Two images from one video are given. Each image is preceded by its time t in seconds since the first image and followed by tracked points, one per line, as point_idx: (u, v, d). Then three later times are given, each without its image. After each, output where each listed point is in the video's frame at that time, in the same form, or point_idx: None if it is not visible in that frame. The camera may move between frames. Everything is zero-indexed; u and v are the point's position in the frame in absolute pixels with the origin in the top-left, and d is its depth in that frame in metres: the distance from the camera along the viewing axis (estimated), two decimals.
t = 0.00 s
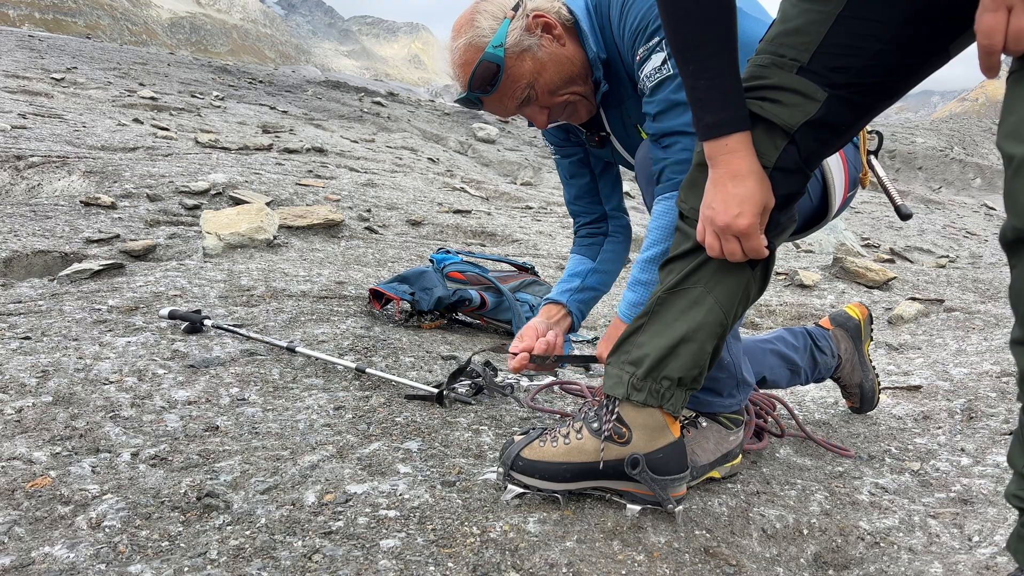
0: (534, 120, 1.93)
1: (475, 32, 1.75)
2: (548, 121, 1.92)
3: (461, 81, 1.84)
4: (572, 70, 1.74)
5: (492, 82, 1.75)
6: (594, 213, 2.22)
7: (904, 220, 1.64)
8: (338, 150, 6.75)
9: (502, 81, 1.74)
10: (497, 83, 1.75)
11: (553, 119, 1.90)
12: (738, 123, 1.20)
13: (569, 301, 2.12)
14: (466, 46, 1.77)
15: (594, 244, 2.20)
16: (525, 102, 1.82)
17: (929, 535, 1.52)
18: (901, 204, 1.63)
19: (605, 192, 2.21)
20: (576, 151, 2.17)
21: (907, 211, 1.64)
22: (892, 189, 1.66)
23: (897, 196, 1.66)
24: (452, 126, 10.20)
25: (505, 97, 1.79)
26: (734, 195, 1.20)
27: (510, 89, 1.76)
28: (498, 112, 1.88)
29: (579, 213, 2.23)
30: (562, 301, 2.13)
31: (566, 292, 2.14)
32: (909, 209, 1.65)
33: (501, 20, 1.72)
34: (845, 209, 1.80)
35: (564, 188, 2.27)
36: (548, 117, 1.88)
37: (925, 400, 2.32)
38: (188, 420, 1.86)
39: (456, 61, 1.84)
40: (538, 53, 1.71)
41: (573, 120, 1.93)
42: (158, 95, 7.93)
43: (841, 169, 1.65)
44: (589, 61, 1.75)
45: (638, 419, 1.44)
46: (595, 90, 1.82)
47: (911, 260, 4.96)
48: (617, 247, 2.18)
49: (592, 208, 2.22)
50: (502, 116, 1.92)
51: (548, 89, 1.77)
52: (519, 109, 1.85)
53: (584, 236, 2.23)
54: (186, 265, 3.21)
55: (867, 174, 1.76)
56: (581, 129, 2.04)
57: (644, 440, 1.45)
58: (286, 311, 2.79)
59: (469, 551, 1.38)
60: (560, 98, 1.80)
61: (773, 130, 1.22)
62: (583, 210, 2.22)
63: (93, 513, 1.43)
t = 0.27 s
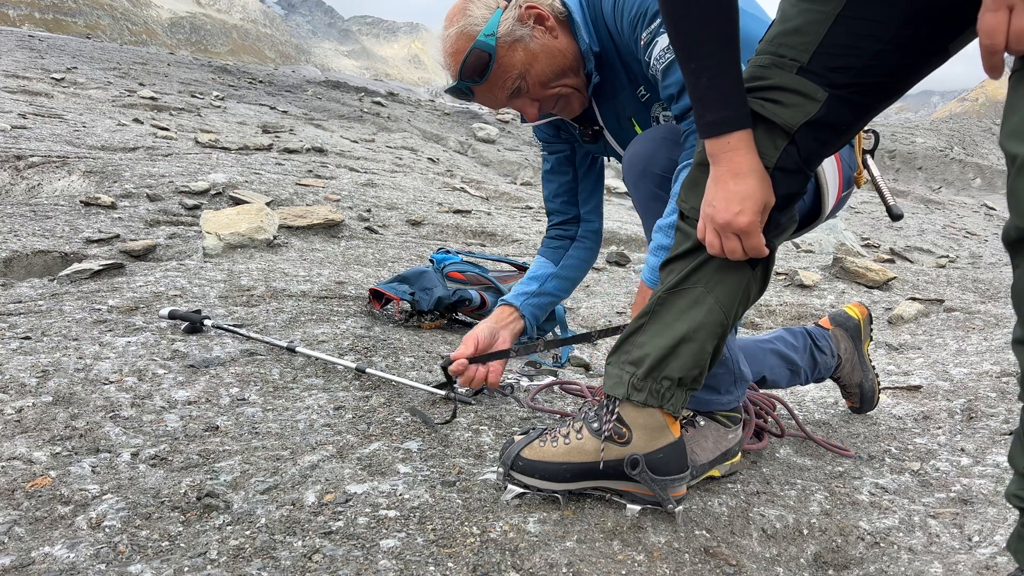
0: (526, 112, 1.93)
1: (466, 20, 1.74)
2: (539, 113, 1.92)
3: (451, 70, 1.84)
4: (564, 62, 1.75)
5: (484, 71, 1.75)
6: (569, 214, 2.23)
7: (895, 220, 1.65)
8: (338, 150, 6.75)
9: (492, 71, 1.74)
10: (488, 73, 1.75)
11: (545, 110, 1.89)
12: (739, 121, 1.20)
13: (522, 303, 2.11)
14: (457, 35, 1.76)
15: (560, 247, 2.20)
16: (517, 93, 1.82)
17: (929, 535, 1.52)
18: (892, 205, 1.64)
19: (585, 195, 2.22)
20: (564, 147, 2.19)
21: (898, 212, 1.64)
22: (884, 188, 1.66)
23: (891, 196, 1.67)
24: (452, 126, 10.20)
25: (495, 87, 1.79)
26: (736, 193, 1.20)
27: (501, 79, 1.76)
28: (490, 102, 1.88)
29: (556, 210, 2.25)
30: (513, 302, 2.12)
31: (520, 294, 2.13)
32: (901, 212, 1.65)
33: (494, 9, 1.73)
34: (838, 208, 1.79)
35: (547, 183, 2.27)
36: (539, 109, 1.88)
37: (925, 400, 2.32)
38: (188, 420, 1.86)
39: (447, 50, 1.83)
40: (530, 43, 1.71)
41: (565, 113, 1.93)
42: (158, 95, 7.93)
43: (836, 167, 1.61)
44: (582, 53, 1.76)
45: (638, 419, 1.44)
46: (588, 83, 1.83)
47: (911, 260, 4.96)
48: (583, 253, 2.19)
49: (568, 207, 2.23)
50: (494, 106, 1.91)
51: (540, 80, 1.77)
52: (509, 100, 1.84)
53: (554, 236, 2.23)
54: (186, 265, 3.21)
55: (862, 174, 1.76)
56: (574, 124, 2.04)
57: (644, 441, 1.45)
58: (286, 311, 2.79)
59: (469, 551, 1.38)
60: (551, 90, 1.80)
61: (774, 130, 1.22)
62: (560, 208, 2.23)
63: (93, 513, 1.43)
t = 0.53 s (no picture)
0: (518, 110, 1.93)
1: (459, 15, 1.72)
2: (531, 110, 1.92)
3: (444, 65, 1.82)
4: (558, 59, 1.76)
5: (477, 66, 1.73)
6: (537, 208, 2.23)
7: (894, 222, 1.66)
8: (338, 150, 6.75)
9: (486, 66, 1.73)
10: (480, 68, 1.73)
11: (537, 108, 1.90)
12: (735, 120, 1.20)
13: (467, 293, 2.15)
14: (450, 29, 1.74)
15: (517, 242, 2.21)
16: (510, 90, 1.81)
17: (929, 535, 1.52)
18: (891, 208, 1.64)
19: (557, 191, 2.22)
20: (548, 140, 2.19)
21: (897, 215, 1.65)
22: (882, 190, 1.67)
23: (888, 198, 1.67)
24: (452, 126, 10.21)
25: (488, 84, 1.78)
26: (730, 192, 1.21)
27: (494, 75, 1.75)
28: (482, 99, 1.87)
29: (526, 201, 2.25)
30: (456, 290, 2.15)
31: (464, 281, 2.16)
32: (900, 213, 1.67)
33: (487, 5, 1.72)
34: (837, 209, 1.80)
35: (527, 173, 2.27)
36: (532, 106, 1.88)
37: (925, 400, 2.33)
38: (188, 420, 1.86)
39: (439, 46, 1.82)
40: (524, 39, 1.71)
41: (558, 111, 1.94)
42: (158, 95, 7.94)
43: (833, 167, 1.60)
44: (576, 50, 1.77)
45: (638, 419, 1.44)
46: (581, 80, 1.84)
47: (911, 260, 4.96)
48: (535, 249, 2.20)
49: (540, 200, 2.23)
50: (486, 104, 1.90)
51: (533, 76, 1.77)
52: (502, 97, 1.84)
53: (515, 228, 2.24)
54: (186, 265, 3.21)
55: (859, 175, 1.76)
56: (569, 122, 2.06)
57: (644, 440, 1.45)
58: (286, 311, 2.80)
59: (469, 551, 1.38)
60: (544, 87, 1.81)
61: (771, 129, 1.22)
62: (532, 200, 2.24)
63: (93, 513, 1.43)
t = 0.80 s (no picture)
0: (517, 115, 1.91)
1: (457, 19, 1.72)
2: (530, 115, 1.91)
3: (441, 69, 1.82)
4: (556, 64, 1.73)
5: (474, 71, 1.73)
6: (582, 212, 2.24)
7: (894, 227, 1.65)
8: (338, 150, 6.75)
9: (483, 71, 1.72)
10: (478, 74, 1.73)
11: (536, 113, 1.88)
12: (727, 119, 1.21)
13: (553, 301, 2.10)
14: (448, 34, 1.74)
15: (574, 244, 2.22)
16: (508, 95, 1.80)
17: (929, 535, 1.52)
18: (891, 212, 1.64)
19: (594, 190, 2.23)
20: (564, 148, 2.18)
21: (897, 219, 1.65)
22: (881, 194, 1.67)
23: (889, 202, 1.67)
24: (452, 126, 10.21)
25: (486, 88, 1.77)
26: (723, 191, 1.21)
27: (492, 80, 1.74)
28: (480, 104, 1.86)
29: (566, 209, 2.25)
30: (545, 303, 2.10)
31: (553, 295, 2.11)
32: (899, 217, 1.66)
33: (485, 8, 1.70)
34: (836, 212, 1.80)
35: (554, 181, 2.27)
36: (530, 111, 1.86)
37: (925, 400, 2.32)
38: (188, 420, 1.86)
39: (437, 50, 1.81)
40: (522, 43, 1.69)
41: (557, 116, 1.92)
42: (158, 95, 7.94)
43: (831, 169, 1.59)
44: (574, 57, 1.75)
45: (637, 418, 1.44)
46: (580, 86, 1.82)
47: (911, 260, 4.96)
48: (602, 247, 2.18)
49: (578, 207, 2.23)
50: (484, 108, 1.89)
51: (531, 82, 1.76)
52: (500, 101, 1.82)
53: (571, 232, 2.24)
54: (186, 265, 3.21)
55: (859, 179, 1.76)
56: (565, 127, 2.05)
57: (644, 440, 1.45)
58: (286, 311, 2.79)
59: (469, 551, 1.38)
60: (543, 92, 1.79)
61: (765, 127, 1.23)
62: (571, 206, 2.24)
63: (93, 513, 1.43)
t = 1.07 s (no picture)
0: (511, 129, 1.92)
1: (448, 36, 1.73)
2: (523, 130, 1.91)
3: (434, 85, 1.82)
4: (548, 80, 1.73)
5: (465, 88, 1.73)
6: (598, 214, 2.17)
7: (890, 227, 1.65)
8: (338, 150, 6.75)
9: (475, 88, 1.73)
10: (469, 90, 1.74)
11: (529, 127, 1.88)
12: (725, 118, 1.22)
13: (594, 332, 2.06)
14: (439, 50, 1.75)
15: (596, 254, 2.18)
16: (501, 110, 1.81)
17: (929, 535, 1.52)
18: (889, 212, 1.64)
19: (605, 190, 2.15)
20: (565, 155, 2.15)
21: (894, 219, 1.65)
22: (880, 193, 1.67)
23: (887, 202, 1.67)
24: (452, 126, 10.21)
25: (478, 105, 1.78)
26: (721, 189, 1.21)
27: (483, 96, 1.75)
28: (474, 120, 1.87)
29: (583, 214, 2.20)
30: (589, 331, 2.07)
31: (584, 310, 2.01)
32: (896, 218, 1.66)
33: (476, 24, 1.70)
34: (836, 212, 1.81)
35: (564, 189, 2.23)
36: (524, 126, 1.87)
37: (925, 400, 2.32)
38: (188, 420, 1.86)
39: (429, 66, 1.82)
40: (513, 60, 1.69)
41: (552, 128, 1.92)
42: (158, 95, 7.94)
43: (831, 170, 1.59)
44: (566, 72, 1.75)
45: (638, 418, 1.44)
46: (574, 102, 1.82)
47: (911, 260, 4.96)
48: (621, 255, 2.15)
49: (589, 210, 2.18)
50: (479, 122, 1.90)
51: (524, 97, 1.76)
52: (493, 117, 1.83)
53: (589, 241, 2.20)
54: (186, 265, 3.21)
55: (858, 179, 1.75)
56: (559, 141, 2.07)
57: (644, 440, 1.45)
58: (286, 312, 2.80)
59: (469, 552, 1.38)
60: (535, 107, 1.80)
61: (765, 127, 1.23)
62: (585, 211, 2.18)
63: (93, 513, 1.43)
